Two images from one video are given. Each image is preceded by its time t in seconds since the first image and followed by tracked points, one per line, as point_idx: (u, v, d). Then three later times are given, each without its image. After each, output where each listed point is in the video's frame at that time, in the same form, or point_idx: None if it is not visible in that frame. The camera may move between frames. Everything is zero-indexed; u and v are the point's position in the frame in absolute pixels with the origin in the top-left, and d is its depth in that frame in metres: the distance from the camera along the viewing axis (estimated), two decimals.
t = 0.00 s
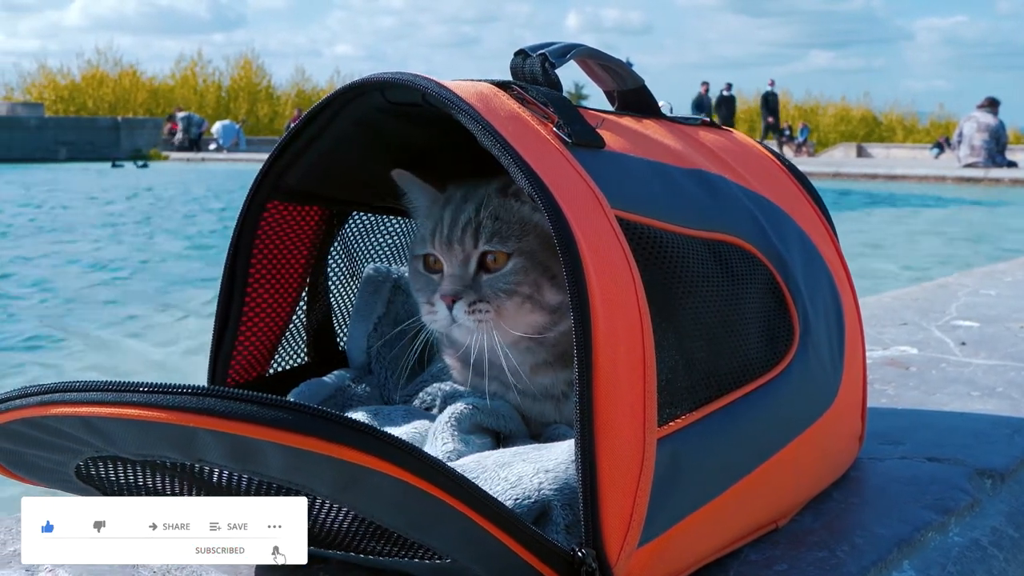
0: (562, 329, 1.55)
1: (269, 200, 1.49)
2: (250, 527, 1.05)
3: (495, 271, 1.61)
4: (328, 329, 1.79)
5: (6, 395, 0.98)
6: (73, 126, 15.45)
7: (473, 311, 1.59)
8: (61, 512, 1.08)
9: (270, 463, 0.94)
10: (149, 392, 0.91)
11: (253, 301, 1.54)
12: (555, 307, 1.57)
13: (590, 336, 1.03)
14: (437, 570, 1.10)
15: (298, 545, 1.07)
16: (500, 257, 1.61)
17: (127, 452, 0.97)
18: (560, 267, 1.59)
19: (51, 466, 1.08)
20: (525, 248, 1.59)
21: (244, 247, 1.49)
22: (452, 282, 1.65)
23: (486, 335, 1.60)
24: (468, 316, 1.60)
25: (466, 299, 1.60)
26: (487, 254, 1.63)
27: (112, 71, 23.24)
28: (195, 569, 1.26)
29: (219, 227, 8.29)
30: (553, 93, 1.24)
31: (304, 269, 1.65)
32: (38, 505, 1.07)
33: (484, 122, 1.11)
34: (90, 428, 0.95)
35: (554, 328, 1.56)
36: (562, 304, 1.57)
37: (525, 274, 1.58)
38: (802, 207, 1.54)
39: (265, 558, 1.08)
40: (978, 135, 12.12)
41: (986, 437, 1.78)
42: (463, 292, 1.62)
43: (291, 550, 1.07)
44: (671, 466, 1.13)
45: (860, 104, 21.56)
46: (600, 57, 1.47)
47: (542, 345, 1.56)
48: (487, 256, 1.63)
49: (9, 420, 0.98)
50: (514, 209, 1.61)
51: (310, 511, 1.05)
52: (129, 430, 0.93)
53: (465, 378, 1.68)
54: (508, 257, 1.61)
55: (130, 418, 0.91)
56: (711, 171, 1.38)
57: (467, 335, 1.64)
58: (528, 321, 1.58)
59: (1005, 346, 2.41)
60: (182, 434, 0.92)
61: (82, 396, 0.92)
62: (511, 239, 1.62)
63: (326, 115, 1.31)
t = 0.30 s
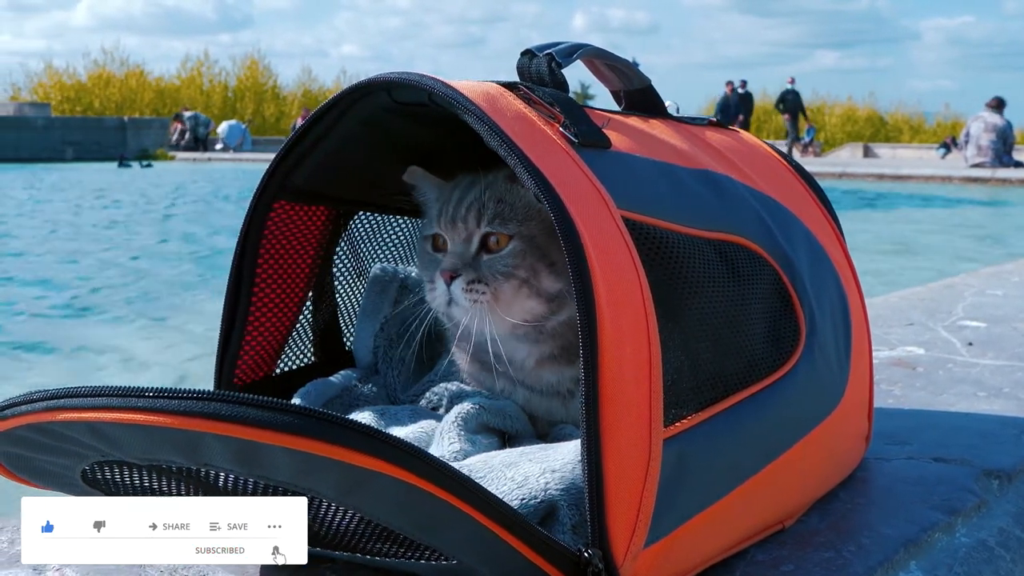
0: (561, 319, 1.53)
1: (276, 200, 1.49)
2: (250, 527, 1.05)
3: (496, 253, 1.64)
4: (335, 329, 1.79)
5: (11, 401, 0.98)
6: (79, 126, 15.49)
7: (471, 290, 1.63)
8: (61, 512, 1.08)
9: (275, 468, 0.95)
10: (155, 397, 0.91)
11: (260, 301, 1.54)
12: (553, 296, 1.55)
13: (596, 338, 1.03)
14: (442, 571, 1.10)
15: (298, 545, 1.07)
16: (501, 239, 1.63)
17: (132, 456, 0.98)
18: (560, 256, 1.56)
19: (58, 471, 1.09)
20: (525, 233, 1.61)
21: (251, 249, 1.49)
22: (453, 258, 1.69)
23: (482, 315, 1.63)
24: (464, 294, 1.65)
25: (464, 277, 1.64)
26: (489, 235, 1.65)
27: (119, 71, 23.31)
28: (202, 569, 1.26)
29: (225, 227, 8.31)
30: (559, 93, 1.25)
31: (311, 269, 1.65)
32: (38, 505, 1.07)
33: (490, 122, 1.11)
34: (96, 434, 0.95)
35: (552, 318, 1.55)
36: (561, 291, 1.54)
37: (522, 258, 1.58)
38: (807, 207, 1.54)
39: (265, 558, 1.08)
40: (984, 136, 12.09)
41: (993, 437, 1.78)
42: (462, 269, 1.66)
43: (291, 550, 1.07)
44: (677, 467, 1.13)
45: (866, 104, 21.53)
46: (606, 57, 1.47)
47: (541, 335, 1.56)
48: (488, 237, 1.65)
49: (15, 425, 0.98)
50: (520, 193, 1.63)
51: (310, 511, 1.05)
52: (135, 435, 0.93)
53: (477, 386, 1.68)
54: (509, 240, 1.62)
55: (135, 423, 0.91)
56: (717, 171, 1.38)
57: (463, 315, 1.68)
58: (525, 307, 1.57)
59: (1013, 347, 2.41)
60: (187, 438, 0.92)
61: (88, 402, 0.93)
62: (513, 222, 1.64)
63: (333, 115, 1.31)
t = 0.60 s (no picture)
0: (558, 311, 1.55)
1: (282, 200, 1.49)
2: (250, 527, 1.05)
3: (496, 240, 1.62)
4: (341, 328, 1.79)
5: (15, 409, 0.98)
6: (85, 126, 15.51)
7: (467, 275, 1.61)
8: (61, 513, 1.08)
9: (280, 473, 0.95)
10: (159, 404, 0.92)
11: (266, 301, 1.55)
12: (550, 288, 1.56)
13: (601, 341, 1.03)
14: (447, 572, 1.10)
15: (298, 545, 1.07)
16: (502, 227, 1.62)
17: (137, 462, 0.98)
18: (559, 248, 1.56)
19: (64, 476, 1.08)
20: (526, 223, 1.59)
21: (255, 252, 1.50)
22: (452, 243, 1.67)
23: (477, 301, 1.62)
24: (461, 278, 1.63)
25: (461, 261, 1.63)
26: (490, 222, 1.63)
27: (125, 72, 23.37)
28: (208, 569, 1.26)
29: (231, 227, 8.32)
30: (565, 94, 1.25)
31: (317, 268, 1.65)
32: (38, 505, 1.08)
33: (496, 122, 1.11)
34: (100, 441, 0.95)
35: (549, 310, 1.56)
36: (558, 285, 1.56)
37: (522, 247, 1.58)
38: (812, 207, 1.54)
39: (264, 558, 1.08)
40: (991, 136, 12.07)
41: (999, 438, 1.78)
42: (460, 254, 1.64)
43: (291, 550, 1.07)
44: (683, 467, 1.13)
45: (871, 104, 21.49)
46: (612, 57, 1.47)
47: (539, 327, 1.58)
48: (489, 223, 1.64)
49: (21, 434, 0.98)
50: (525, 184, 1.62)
51: (310, 512, 1.05)
52: (140, 443, 0.94)
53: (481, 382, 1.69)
54: (510, 228, 1.61)
55: (139, 430, 0.92)
56: (723, 171, 1.38)
57: (460, 301, 1.66)
58: (522, 297, 1.58)
59: (1019, 347, 2.41)
60: (191, 445, 0.93)
61: (92, 409, 0.93)
62: (515, 210, 1.62)
63: (339, 115, 1.31)
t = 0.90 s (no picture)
0: (565, 307, 1.56)
1: (288, 200, 1.49)
2: (250, 527, 1.06)
3: (505, 235, 1.64)
4: (347, 328, 1.79)
5: (22, 406, 0.98)
6: (91, 126, 15.53)
7: (476, 270, 1.63)
8: (61, 512, 1.08)
9: (285, 472, 0.95)
10: (165, 405, 0.92)
11: (272, 301, 1.55)
12: (559, 284, 1.57)
13: (608, 340, 1.03)
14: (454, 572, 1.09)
15: (298, 545, 1.07)
16: (511, 221, 1.64)
17: (142, 461, 0.98)
18: (568, 245, 1.57)
19: (70, 475, 1.08)
20: (536, 217, 1.60)
21: (262, 253, 1.50)
22: (460, 237, 1.68)
23: (484, 296, 1.64)
24: (470, 273, 1.64)
25: (470, 256, 1.64)
26: (499, 216, 1.65)
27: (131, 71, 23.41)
28: (214, 569, 1.27)
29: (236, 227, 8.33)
30: (571, 94, 1.25)
31: (323, 268, 1.65)
32: (38, 505, 1.08)
33: (502, 122, 1.11)
34: (107, 440, 0.95)
35: (556, 306, 1.57)
36: (566, 281, 1.56)
37: (531, 242, 1.59)
38: (818, 207, 1.54)
39: (264, 558, 1.08)
40: (997, 136, 12.05)
41: (1006, 438, 1.78)
42: (468, 248, 1.66)
43: (291, 550, 1.07)
44: (689, 467, 1.13)
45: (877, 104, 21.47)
46: (618, 56, 1.47)
47: (544, 321, 1.59)
48: (498, 217, 1.65)
49: (27, 431, 0.98)
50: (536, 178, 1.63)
51: (309, 511, 1.05)
52: (146, 443, 0.94)
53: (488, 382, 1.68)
54: (519, 223, 1.63)
55: (146, 429, 0.92)
56: (729, 171, 1.38)
57: (467, 297, 1.68)
58: (530, 292, 1.59)
59: None
60: (198, 444, 0.93)
61: (98, 408, 0.93)
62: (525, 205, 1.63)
63: (345, 115, 1.31)
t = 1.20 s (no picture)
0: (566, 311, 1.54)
1: (294, 200, 1.49)
2: (250, 527, 1.06)
3: (503, 239, 1.60)
4: (352, 328, 1.80)
5: (29, 406, 0.99)
6: (96, 126, 15.56)
7: (475, 276, 1.59)
8: (62, 512, 1.09)
9: (291, 472, 0.95)
10: (172, 405, 0.92)
11: (278, 302, 1.55)
12: (559, 288, 1.53)
13: (613, 339, 1.03)
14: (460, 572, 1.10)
15: (298, 545, 1.07)
16: (508, 226, 1.59)
17: (149, 461, 0.98)
18: (568, 249, 1.53)
19: (75, 474, 1.09)
20: (534, 223, 1.56)
21: (268, 254, 1.50)
22: (458, 243, 1.64)
23: (484, 301, 1.61)
24: (469, 280, 1.61)
25: (468, 262, 1.60)
26: (497, 220, 1.60)
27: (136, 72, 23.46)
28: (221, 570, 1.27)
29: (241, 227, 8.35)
30: (576, 94, 1.25)
31: (328, 268, 1.65)
32: (38, 505, 1.08)
33: (509, 122, 1.11)
34: (113, 439, 0.96)
35: (556, 309, 1.55)
36: (567, 285, 1.53)
37: (530, 247, 1.55)
38: (825, 207, 1.54)
39: (265, 558, 1.09)
40: (1003, 136, 12.02)
41: (1012, 439, 1.77)
42: (466, 254, 1.62)
43: (291, 550, 1.07)
44: (695, 467, 1.13)
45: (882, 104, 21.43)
46: (623, 56, 1.47)
47: (545, 324, 1.57)
48: (496, 222, 1.61)
49: (34, 431, 0.99)
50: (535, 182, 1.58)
51: (309, 510, 1.05)
52: (153, 442, 0.94)
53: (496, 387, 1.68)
54: (517, 227, 1.59)
55: (153, 429, 0.92)
56: (735, 171, 1.38)
57: (467, 302, 1.64)
58: (530, 297, 1.56)
59: None
60: (205, 444, 0.93)
61: (104, 408, 0.93)
62: (523, 210, 1.59)
63: (351, 115, 1.32)
